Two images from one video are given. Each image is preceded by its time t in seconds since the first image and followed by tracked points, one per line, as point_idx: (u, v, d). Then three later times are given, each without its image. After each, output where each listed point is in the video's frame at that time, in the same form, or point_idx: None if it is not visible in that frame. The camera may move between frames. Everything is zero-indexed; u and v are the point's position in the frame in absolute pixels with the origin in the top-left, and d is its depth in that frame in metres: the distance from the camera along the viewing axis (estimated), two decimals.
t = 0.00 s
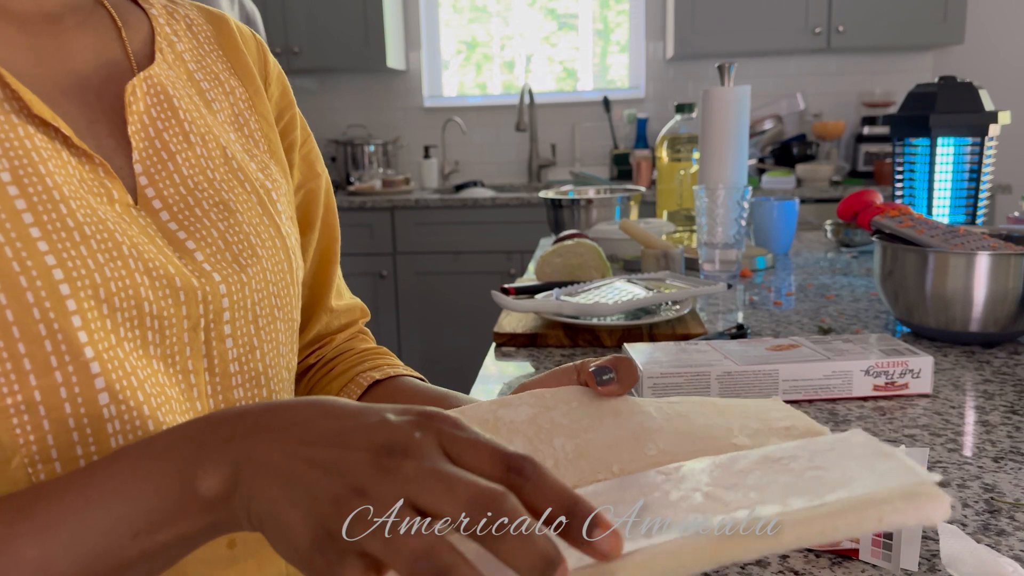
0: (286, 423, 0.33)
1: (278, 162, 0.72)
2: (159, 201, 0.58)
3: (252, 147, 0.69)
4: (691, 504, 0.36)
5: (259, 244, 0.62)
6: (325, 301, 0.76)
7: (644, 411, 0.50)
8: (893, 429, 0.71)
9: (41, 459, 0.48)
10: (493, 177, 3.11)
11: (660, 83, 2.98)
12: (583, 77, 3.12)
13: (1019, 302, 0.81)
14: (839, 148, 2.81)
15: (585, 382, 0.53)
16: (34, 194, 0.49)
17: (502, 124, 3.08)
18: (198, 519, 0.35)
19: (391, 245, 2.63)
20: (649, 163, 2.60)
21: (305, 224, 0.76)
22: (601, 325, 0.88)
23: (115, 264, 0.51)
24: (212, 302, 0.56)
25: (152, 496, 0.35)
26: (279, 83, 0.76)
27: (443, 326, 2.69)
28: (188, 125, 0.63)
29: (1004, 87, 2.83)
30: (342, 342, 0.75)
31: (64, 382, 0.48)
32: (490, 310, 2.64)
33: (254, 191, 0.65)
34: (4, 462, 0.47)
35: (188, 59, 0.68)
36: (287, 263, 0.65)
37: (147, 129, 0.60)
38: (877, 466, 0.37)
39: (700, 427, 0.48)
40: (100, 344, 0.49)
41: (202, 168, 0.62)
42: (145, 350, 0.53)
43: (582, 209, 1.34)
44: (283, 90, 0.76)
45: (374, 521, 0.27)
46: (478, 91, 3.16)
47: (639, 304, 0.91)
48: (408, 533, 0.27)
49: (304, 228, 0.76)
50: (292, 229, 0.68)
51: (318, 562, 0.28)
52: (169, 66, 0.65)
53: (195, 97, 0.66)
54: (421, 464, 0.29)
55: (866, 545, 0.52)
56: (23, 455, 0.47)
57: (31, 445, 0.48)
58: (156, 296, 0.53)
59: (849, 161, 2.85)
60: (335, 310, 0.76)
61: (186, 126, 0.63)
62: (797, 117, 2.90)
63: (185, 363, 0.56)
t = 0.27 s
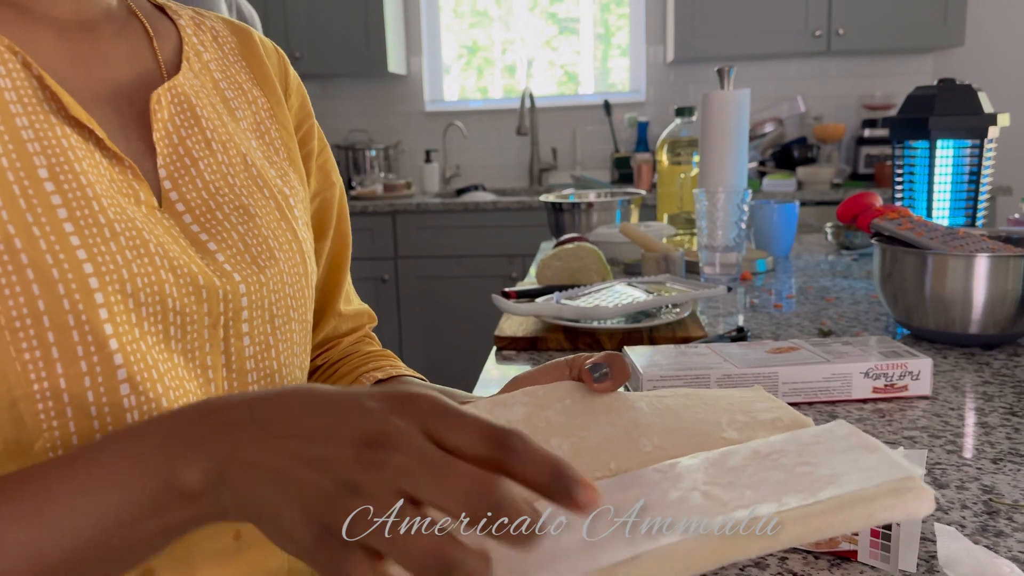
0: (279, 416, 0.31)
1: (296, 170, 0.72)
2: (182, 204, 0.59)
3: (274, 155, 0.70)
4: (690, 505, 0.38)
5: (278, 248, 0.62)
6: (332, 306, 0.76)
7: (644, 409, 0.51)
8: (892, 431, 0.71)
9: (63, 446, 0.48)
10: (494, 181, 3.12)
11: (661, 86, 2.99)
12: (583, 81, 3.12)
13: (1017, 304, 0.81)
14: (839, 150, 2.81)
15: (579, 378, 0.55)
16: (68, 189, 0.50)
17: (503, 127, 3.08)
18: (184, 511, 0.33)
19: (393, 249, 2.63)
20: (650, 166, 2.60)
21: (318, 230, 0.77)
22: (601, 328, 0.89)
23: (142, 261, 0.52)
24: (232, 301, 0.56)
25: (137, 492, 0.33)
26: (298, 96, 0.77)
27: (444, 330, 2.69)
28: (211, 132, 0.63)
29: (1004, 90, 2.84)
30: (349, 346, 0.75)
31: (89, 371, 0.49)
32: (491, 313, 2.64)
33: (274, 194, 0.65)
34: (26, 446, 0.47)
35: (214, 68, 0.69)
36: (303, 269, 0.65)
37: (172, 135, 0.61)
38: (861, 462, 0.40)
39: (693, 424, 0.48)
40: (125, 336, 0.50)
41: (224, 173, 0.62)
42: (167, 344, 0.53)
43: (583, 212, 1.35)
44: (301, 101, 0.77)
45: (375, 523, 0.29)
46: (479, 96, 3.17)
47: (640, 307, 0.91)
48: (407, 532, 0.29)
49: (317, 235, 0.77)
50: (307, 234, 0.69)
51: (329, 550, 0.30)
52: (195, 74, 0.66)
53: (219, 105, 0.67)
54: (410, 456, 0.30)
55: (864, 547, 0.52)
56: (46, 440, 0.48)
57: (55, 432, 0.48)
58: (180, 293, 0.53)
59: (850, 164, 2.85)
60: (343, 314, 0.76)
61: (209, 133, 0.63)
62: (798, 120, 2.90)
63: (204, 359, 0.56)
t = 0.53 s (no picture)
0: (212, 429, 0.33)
1: (312, 176, 0.73)
2: (197, 203, 0.60)
3: (288, 160, 0.70)
4: (710, 476, 0.37)
5: (286, 250, 0.63)
6: (357, 304, 0.77)
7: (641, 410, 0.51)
8: (889, 433, 0.71)
9: (73, 435, 0.51)
10: (495, 186, 3.12)
11: (662, 90, 2.99)
12: (585, 85, 3.13)
13: (1016, 305, 0.81)
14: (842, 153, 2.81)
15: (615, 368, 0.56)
16: (77, 192, 0.51)
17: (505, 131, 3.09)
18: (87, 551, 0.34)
19: (395, 253, 2.64)
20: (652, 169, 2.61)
21: (338, 235, 0.77)
22: (599, 332, 0.89)
23: (148, 260, 0.53)
24: (237, 300, 0.58)
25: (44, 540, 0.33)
26: (317, 103, 0.77)
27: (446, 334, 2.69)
28: (229, 135, 0.64)
29: (1005, 92, 2.83)
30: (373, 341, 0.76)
31: (97, 365, 0.51)
32: (493, 317, 2.64)
33: (287, 199, 0.66)
34: (39, 436, 0.49)
35: (232, 76, 0.69)
36: (313, 270, 0.66)
37: (190, 136, 0.62)
38: (880, 485, 0.37)
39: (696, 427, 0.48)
40: (132, 332, 0.52)
41: (239, 176, 0.63)
42: (173, 341, 0.55)
43: (583, 216, 1.35)
44: (320, 108, 0.77)
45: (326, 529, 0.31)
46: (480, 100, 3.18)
47: (638, 310, 0.91)
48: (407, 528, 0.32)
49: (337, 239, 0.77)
50: (320, 237, 0.69)
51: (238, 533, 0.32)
52: (213, 80, 0.66)
53: (236, 111, 0.67)
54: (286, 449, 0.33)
55: (859, 549, 0.52)
56: (57, 430, 0.50)
57: (65, 422, 0.50)
58: (186, 292, 0.55)
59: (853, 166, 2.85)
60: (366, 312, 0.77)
61: (227, 136, 0.64)
62: (799, 123, 2.90)
63: (210, 356, 0.57)
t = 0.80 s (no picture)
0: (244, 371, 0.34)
1: (319, 179, 0.73)
2: (205, 207, 0.60)
3: (296, 164, 0.70)
4: (697, 489, 0.38)
5: (294, 252, 0.63)
6: (360, 307, 0.77)
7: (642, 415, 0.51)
8: (891, 437, 0.71)
9: (86, 435, 0.51)
10: (498, 189, 3.12)
11: (665, 93, 2.99)
12: (587, 88, 3.13)
13: (1018, 309, 0.81)
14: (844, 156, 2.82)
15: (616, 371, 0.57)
16: (89, 197, 0.52)
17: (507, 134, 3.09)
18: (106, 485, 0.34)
19: (397, 256, 2.64)
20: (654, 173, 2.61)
21: (345, 237, 0.78)
22: (602, 336, 0.90)
23: (160, 263, 0.53)
24: (246, 302, 0.58)
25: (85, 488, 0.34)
26: (323, 106, 0.77)
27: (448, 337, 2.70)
28: (236, 140, 0.64)
29: (1007, 95, 2.83)
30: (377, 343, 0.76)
31: (109, 366, 0.51)
32: (495, 320, 2.65)
33: (295, 202, 0.66)
34: (53, 437, 0.50)
35: (239, 81, 0.69)
36: (321, 272, 0.66)
37: (199, 142, 0.62)
38: (871, 513, 0.38)
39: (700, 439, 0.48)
40: (144, 334, 0.52)
41: (247, 179, 0.63)
42: (183, 342, 0.55)
43: (584, 220, 1.35)
44: (326, 112, 0.77)
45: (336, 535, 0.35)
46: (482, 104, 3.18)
47: (640, 315, 0.91)
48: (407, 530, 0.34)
49: (344, 241, 0.78)
50: (327, 239, 0.69)
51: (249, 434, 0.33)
52: (221, 87, 0.67)
53: (244, 116, 0.67)
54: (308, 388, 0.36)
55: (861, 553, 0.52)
56: (69, 431, 0.51)
57: (78, 423, 0.51)
58: (197, 294, 0.55)
59: (855, 169, 2.85)
60: (371, 315, 0.77)
61: (235, 141, 0.64)
62: (802, 126, 2.90)
63: (219, 356, 0.58)
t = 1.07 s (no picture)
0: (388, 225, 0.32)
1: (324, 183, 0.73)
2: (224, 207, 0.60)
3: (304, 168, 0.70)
4: (694, 484, 0.42)
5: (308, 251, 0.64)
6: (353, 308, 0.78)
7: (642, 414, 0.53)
8: (900, 440, 0.71)
9: (120, 427, 0.52)
10: (502, 192, 3.12)
11: (669, 96, 2.99)
12: (591, 91, 3.13)
13: None
14: (848, 159, 2.81)
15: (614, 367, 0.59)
16: (121, 191, 0.53)
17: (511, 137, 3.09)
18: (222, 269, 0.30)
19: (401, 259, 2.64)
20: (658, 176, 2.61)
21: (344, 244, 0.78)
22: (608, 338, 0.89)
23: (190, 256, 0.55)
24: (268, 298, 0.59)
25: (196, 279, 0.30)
26: (320, 116, 0.78)
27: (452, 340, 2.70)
28: (248, 143, 0.64)
29: (1012, 98, 2.83)
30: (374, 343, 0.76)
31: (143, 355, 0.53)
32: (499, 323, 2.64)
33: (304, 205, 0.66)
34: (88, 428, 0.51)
35: (245, 86, 0.68)
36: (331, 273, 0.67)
37: (213, 145, 0.61)
38: (855, 491, 0.42)
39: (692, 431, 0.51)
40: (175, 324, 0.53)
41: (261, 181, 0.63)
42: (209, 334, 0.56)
43: (590, 222, 1.35)
44: (323, 121, 0.78)
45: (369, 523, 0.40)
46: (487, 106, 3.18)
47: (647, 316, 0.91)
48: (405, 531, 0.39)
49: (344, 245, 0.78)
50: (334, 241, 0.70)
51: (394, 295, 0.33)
52: (231, 92, 0.66)
53: (253, 121, 0.67)
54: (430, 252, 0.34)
55: (872, 556, 0.52)
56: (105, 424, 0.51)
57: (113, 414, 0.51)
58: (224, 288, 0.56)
59: (859, 172, 2.85)
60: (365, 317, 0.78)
61: (247, 144, 0.64)
62: (805, 129, 2.90)
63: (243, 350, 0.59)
